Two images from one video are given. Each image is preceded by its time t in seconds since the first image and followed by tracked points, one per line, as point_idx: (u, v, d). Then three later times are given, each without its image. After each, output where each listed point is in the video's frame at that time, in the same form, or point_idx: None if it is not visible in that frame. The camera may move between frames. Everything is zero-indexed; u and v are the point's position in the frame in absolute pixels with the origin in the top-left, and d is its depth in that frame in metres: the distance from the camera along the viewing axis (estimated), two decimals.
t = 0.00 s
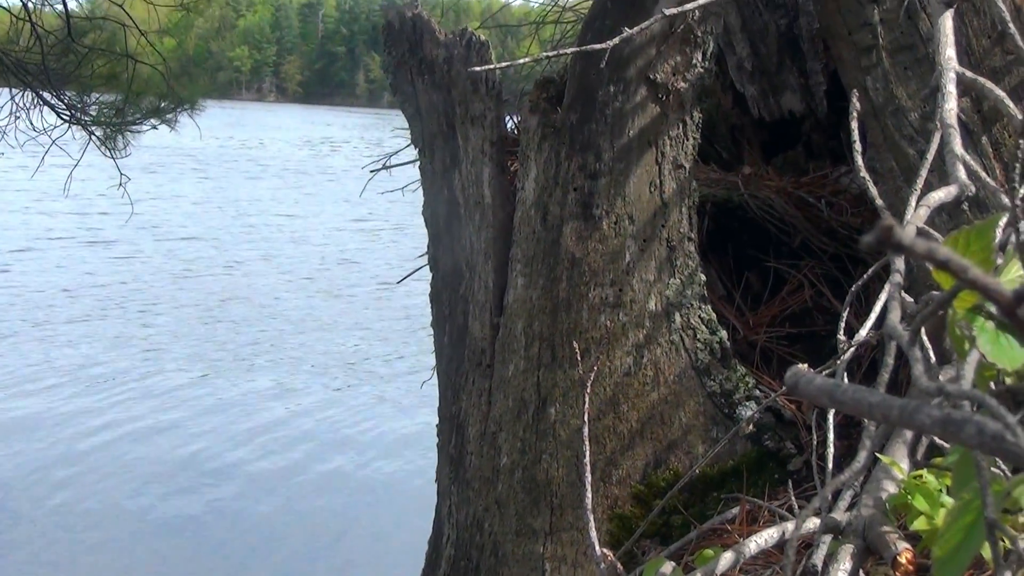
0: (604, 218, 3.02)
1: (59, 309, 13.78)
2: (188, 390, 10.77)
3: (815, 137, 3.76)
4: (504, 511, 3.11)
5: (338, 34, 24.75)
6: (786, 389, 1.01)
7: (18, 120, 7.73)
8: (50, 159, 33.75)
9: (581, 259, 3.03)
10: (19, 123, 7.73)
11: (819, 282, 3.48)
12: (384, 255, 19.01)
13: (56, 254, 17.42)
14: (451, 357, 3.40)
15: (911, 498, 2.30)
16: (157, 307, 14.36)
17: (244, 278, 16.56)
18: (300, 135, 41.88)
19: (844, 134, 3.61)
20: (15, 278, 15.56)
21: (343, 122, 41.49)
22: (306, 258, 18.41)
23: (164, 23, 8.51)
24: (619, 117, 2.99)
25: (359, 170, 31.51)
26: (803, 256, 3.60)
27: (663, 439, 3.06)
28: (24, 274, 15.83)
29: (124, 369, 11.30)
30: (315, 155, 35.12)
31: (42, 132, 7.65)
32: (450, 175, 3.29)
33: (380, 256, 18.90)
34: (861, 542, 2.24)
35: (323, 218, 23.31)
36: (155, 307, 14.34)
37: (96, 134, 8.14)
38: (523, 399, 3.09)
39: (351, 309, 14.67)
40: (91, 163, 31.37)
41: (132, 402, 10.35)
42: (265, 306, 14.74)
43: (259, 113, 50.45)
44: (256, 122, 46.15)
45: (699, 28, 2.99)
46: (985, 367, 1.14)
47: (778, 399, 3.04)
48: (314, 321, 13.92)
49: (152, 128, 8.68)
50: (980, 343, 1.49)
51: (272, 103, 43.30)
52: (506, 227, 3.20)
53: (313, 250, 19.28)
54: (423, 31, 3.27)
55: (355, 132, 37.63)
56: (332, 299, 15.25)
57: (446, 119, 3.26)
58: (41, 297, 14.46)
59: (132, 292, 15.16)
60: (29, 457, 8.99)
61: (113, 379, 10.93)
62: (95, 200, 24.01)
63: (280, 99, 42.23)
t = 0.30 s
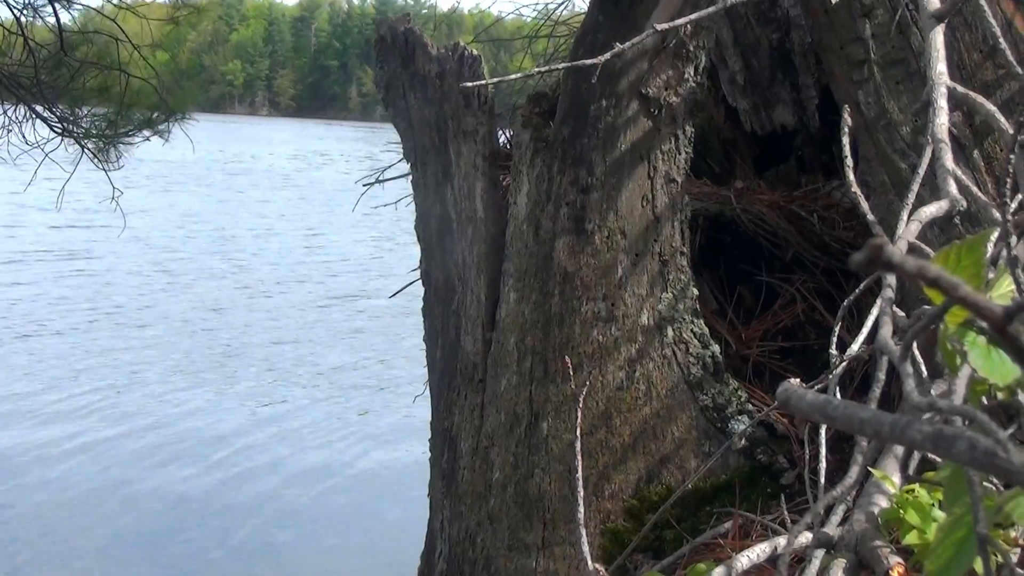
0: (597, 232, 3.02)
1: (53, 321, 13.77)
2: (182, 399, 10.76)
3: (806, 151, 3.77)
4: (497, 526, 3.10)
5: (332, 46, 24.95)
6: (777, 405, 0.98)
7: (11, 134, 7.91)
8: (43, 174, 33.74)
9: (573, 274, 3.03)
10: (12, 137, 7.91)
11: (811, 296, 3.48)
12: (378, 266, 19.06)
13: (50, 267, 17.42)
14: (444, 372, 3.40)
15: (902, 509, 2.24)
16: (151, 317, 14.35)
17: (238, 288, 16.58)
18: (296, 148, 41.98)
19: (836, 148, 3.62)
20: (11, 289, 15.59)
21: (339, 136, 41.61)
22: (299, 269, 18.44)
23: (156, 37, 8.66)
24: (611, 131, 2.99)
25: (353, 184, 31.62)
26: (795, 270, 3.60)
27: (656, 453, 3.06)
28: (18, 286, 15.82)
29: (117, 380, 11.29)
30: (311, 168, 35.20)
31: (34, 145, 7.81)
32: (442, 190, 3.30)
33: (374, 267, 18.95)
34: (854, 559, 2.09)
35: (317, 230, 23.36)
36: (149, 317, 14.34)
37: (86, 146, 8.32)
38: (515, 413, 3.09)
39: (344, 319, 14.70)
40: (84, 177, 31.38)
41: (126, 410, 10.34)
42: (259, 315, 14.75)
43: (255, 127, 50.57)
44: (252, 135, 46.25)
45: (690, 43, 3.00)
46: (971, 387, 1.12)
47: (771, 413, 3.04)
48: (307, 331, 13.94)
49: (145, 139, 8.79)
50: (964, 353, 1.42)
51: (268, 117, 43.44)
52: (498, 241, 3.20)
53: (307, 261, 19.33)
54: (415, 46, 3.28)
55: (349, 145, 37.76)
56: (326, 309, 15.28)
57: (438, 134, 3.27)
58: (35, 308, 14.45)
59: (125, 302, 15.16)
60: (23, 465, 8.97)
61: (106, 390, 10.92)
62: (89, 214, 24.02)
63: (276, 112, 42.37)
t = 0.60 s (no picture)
0: (589, 245, 3.02)
1: (46, 331, 13.74)
2: (175, 407, 10.74)
3: (800, 164, 3.78)
4: (489, 539, 3.11)
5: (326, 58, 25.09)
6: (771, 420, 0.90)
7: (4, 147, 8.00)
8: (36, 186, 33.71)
9: (566, 287, 3.04)
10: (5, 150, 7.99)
11: (804, 309, 3.49)
12: (372, 276, 19.08)
13: (44, 278, 17.40)
14: (437, 385, 3.41)
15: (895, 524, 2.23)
16: (144, 326, 14.33)
17: (233, 297, 16.58)
18: (290, 159, 42.06)
19: (829, 161, 3.63)
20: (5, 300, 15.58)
21: (333, 148, 41.72)
22: (293, 279, 18.45)
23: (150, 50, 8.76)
24: (604, 144, 3.00)
25: (347, 194, 31.65)
26: (788, 283, 3.61)
27: (648, 466, 3.05)
28: (11, 296, 15.79)
29: (111, 389, 11.27)
30: (305, 179, 35.29)
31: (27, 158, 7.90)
32: (436, 203, 3.31)
33: (368, 278, 18.98)
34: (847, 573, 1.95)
35: (311, 240, 23.38)
36: (142, 327, 14.32)
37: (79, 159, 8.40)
38: (508, 426, 3.09)
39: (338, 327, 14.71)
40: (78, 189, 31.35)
41: (120, 419, 10.33)
42: (252, 324, 14.74)
43: (249, 138, 50.67)
44: (246, 147, 46.32)
45: (683, 56, 3.00)
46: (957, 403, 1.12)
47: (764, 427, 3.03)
48: (301, 340, 13.93)
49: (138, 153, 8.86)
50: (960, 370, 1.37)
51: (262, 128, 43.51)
52: (491, 254, 3.21)
53: (301, 271, 19.33)
54: (408, 59, 3.30)
55: (343, 156, 37.83)
56: (320, 317, 15.27)
57: (432, 147, 3.29)
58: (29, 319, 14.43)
59: (119, 312, 15.14)
60: (17, 474, 8.94)
61: (100, 400, 10.90)
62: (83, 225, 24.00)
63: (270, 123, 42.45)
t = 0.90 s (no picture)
0: (583, 258, 3.02)
1: (40, 342, 13.75)
2: (169, 418, 10.75)
3: (793, 177, 3.79)
4: (484, 552, 3.10)
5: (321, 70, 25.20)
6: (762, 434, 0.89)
7: None
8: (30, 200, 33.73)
9: (559, 300, 3.04)
10: None
11: (797, 322, 3.50)
12: (366, 288, 19.11)
13: (38, 290, 17.41)
14: (431, 398, 3.41)
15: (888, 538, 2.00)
16: (139, 337, 14.34)
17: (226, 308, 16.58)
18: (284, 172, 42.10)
19: (822, 173, 3.64)
20: None
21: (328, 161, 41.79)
22: (287, 290, 18.47)
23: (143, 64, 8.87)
24: (598, 157, 3.00)
25: (340, 208, 31.70)
26: (782, 296, 3.62)
27: (642, 479, 3.05)
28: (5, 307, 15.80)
29: (105, 400, 11.27)
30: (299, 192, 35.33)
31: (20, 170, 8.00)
32: (430, 215, 3.33)
33: (362, 289, 19.00)
34: None
35: (305, 252, 23.41)
36: (136, 338, 14.32)
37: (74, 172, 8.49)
38: (502, 439, 3.09)
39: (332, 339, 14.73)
40: (72, 203, 31.37)
41: (114, 429, 10.32)
42: (246, 334, 14.75)
43: (243, 152, 50.73)
44: (240, 160, 46.35)
45: (677, 69, 3.01)
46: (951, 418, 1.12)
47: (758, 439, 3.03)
48: (295, 350, 13.94)
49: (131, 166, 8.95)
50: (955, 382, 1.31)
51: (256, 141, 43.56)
52: (485, 267, 3.22)
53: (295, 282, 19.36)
54: (402, 73, 3.33)
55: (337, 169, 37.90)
56: (314, 329, 15.29)
57: (426, 160, 3.31)
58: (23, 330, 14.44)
59: (113, 323, 15.13)
60: (11, 484, 8.93)
61: (94, 410, 10.90)
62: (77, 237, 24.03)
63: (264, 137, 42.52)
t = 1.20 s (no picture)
0: (577, 272, 3.02)
1: (36, 354, 13.78)
2: (164, 430, 10.77)
3: (787, 191, 3.81)
4: (478, 565, 3.11)
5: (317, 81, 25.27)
6: (755, 447, 0.88)
7: None
8: (26, 212, 33.80)
9: (554, 313, 3.04)
10: None
11: (792, 335, 3.51)
12: (361, 300, 19.14)
13: (34, 301, 17.44)
14: (425, 412, 3.41)
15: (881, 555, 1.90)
16: (133, 348, 14.35)
17: (221, 320, 16.59)
18: (280, 185, 42.14)
19: (817, 186, 3.66)
20: None
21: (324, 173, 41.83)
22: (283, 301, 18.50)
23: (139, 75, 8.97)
24: (592, 171, 3.00)
25: (336, 220, 31.74)
26: (777, 309, 3.63)
27: (636, 493, 3.04)
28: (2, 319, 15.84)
29: (100, 411, 11.29)
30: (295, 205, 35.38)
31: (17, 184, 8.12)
32: (424, 229, 3.34)
33: (357, 301, 19.02)
34: None
35: (301, 264, 23.44)
36: (131, 349, 14.32)
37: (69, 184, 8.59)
38: (496, 453, 3.09)
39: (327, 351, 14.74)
40: (68, 215, 31.44)
41: (108, 441, 10.33)
42: (241, 347, 14.77)
43: (239, 165, 50.77)
44: (236, 173, 46.40)
45: (671, 82, 3.00)
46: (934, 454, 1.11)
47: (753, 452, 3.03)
48: (290, 362, 13.95)
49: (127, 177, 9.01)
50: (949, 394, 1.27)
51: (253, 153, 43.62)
52: (479, 280, 3.22)
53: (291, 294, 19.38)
54: (397, 88, 3.35)
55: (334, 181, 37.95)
56: (309, 340, 15.31)
57: (421, 174, 3.33)
58: (18, 342, 14.47)
59: (108, 334, 15.15)
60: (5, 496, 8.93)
61: (89, 422, 10.92)
62: (73, 250, 24.08)
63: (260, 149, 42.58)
